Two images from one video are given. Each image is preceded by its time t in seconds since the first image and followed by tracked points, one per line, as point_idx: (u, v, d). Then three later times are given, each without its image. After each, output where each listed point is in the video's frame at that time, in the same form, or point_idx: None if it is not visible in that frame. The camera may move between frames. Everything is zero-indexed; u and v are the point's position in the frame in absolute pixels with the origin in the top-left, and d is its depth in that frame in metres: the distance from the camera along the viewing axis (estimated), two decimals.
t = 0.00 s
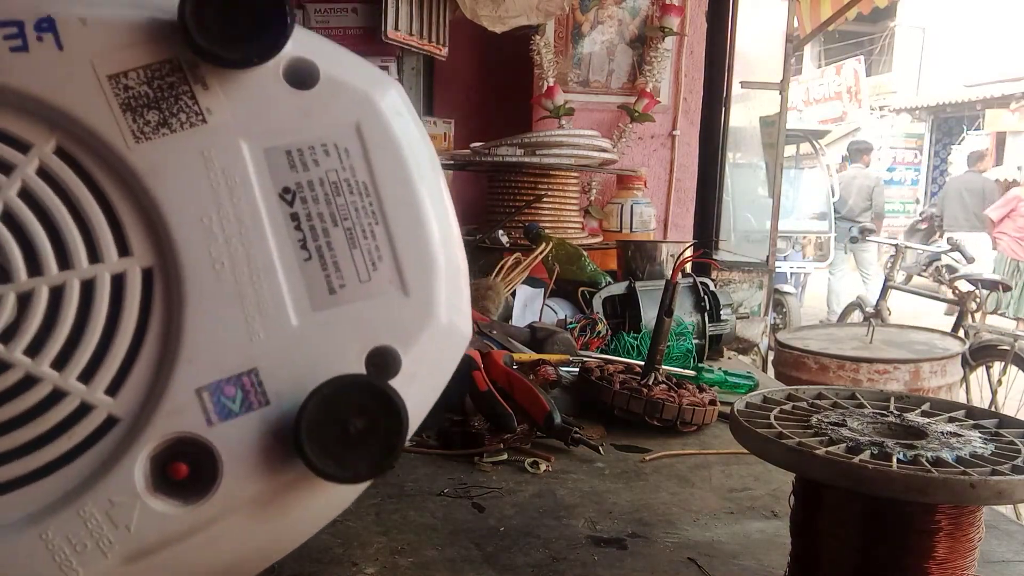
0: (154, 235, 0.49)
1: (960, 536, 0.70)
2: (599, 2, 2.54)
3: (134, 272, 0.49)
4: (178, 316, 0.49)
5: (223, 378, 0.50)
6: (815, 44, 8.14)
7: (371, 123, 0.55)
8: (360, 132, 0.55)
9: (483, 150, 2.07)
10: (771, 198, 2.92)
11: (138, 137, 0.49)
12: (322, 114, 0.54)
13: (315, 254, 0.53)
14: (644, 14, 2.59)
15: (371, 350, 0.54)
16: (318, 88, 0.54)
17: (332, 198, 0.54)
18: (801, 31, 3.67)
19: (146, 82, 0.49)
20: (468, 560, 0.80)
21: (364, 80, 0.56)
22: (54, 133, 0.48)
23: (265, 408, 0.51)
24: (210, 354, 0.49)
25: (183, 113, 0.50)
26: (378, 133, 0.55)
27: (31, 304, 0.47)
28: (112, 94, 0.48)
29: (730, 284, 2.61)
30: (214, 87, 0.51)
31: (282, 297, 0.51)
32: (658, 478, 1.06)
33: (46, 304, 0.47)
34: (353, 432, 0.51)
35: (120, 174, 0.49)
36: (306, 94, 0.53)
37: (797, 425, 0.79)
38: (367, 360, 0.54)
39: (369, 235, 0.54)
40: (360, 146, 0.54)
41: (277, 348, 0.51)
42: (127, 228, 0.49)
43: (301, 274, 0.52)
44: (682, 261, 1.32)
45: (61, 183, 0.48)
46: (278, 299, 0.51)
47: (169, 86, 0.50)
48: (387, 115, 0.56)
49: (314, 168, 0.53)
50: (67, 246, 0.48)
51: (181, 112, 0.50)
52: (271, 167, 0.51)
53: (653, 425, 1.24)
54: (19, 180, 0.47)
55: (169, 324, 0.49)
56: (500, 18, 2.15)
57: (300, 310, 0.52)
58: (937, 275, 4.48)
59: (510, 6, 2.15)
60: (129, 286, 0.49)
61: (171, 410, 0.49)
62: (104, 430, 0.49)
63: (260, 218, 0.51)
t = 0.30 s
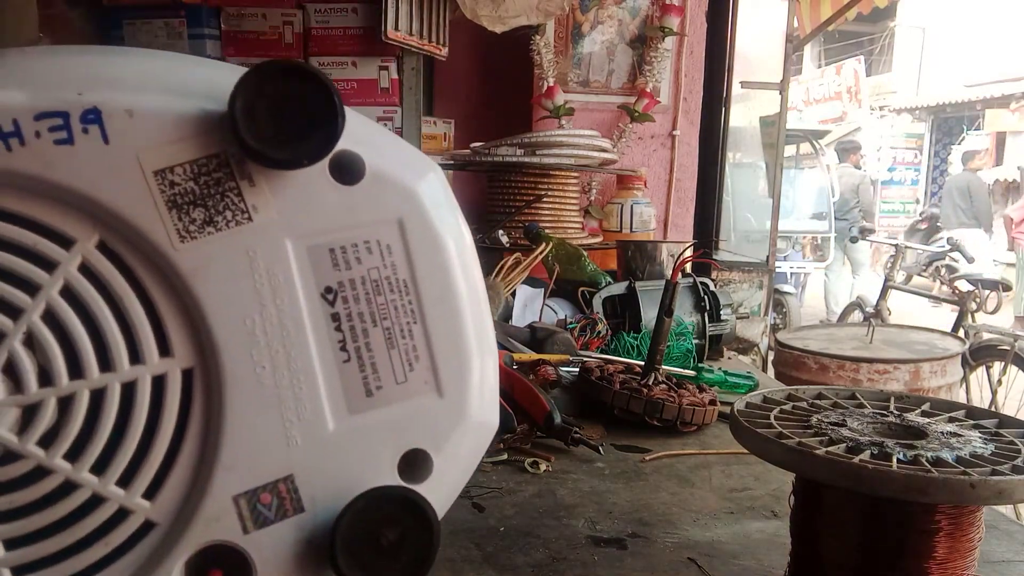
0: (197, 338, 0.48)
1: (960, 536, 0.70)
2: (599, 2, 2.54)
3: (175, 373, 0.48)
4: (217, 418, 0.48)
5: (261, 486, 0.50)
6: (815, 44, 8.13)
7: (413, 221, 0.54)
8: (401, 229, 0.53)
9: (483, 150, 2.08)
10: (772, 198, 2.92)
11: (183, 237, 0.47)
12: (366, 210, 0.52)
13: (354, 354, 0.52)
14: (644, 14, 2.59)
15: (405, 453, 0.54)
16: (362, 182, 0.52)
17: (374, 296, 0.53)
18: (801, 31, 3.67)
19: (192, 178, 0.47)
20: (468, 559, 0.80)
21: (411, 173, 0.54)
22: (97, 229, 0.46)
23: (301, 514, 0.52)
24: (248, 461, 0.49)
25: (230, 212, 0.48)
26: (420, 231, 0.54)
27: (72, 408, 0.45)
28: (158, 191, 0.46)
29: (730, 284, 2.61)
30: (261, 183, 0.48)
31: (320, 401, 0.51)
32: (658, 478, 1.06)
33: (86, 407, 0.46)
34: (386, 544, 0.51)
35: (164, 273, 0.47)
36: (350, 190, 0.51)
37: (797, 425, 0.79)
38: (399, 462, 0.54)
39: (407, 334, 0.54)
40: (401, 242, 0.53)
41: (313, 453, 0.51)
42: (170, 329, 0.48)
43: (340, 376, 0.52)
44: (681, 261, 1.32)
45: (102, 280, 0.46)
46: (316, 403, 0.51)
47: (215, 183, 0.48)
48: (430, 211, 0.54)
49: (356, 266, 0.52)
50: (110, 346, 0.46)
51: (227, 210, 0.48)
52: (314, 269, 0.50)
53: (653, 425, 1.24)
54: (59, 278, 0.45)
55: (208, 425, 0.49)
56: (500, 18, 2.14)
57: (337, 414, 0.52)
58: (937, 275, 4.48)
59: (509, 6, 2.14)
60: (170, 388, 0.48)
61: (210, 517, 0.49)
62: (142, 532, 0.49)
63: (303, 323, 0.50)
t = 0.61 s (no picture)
0: (202, 339, 0.48)
1: (960, 536, 0.70)
2: (599, 2, 2.54)
3: (179, 378, 0.48)
4: (227, 420, 0.49)
5: (276, 501, 0.50)
6: (815, 44, 8.12)
7: (434, 219, 0.54)
8: (422, 224, 0.54)
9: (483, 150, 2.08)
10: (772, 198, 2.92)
11: (188, 229, 0.47)
12: (384, 205, 0.53)
13: (374, 356, 0.53)
14: (644, 14, 2.59)
15: (429, 463, 0.55)
16: (380, 172, 0.52)
17: (393, 294, 0.53)
18: (801, 31, 3.67)
19: (196, 164, 0.47)
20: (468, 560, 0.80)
21: (431, 166, 0.54)
22: (94, 221, 0.46)
23: (319, 533, 0.52)
24: (260, 472, 0.50)
25: (238, 200, 0.48)
26: (439, 225, 0.54)
27: (72, 419, 0.46)
28: (160, 178, 0.46)
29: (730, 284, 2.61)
30: (270, 169, 0.49)
31: (339, 405, 0.51)
32: (658, 478, 1.06)
33: (85, 417, 0.46)
34: (411, 563, 0.51)
35: (168, 272, 0.47)
36: (366, 179, 0.52)
37: (797, 425, 0.79)
38: (422, 472, 0.55)
39: (428, 335, 0.55)
40: (422, 242, 0.54)
41: (331, 459, 0.51)
42: (173, 330, 0.48)
43: (359, 379, 0.52)
44: (681, 261, 1.32)
45: (100, 280, 0.47)
46: (334, 408, 0.51)
47: (221, 168, 0.48)
48: (451, 208, 0.55)
49: (375, 261, 0.52)
50: (109, 352, 0.47)
51: (234, 199, 0.48)
52: (331, 266, 0.51)
53: (653, 425, 1.24)
54: (53, 276, 0.45)
55: (217, 430, 0.49)
56: (500, 18, 2.15)
57: (356, 420, 0.52)
58: (937, 275, 4.47)
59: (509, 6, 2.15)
60: (174, 395, 0.48)
61: (219, 534, 0.49)
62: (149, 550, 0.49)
63: (319, 321, 0.50)
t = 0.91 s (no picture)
0: (239, 291, 0.44)
1: (960, 536, 0.70)
2: (599, 2, 2.54)
3: (214, 334, 0.44)
4: (264, 380, 0.44)
5: (314, 462, 0.45)
6: (815, 44, 8.12)
7: (472, 163, 0.49)
8: (459, 173, 0.48)
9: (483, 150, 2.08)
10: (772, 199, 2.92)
11: (223, 176, 0.43)
12: (422, 148, 0.47)
13: (410, 311, 0.47)
14: (644, 14, 2.59)
15: (473, 427, 0.49)
16: (417, 121, 0.47)
17: (431, 246, 0.48)
18: (801, 31, 3.67)
19: (231, 110, 0.43)
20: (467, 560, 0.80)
21: (467, 113, 0.49)
22: (125, 167, 0.42)
23: (360, 495, 0.46)
24: (296, 440, 0.44)
25: (273, 147, 0.44)
26: (477, 171, 0.49)
27: (98, 375, 0.41)
28: (192, 121, 0.42)
29: (730, 284, 2.61)
30: (306, 116, 0.44)
31: (377, 366, 0.46)
32: (658, 478, 1.06)
33: (114, 375, 0.42)
34: (457, 527, 0.45)
35: (199, 219, 0.43)
36: (405, 127, 0.46)
37: (797, 425, 0.79)
38: (465, 435, 0.49)
39: (468, 290, 0.49)
40: (460, 186, 0.48)
41: (370, 423, 0.46)
42: (209, 283, 0.43)
43: (396, 337, 0.46)
44: (681, 261, 1.32)
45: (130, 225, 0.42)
46: (372, 367, 0.46)
47: (257, 115, 0.44)
48: (487, 148, 0.49)
49: (412, 213, 0.47)
50: (141, 306, 0.42)
51: (270, 143, 0.44)
52: (365, 213, 0.45)
53: (653, 425, 1.24)
54: (81, 223, 0.41)
55: (254, 394, 0.44)
56: (500, 18, 2.15)
57: (395, 380, 0.46)
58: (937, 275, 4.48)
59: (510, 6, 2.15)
60: (210, 350, 0.44)
61: (258, 497, 0.44)
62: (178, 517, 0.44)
63: (352, 272, 0.45)
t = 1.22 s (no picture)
0: (331, 332, 0.51)
1: (960, 536, 0.70)
2: (599, 2, 2.54)
3: (310, 369, 0.51)
4: (354, 409, 0.52)
5: (399, 479, 0.53)
6: (815, 43, 8.12)
7: (527, 215, 0.57)
8: (516, 225, 0.57)
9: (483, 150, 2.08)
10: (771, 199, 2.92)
11: (319, 233, 0.50)
12: (485, 204, 0.55)
13: (478, 346, 0.55)
14: (644, 14, 2.59)
15: (526, 442, 0.58)
16: (480, 179, 0.55)
17: (493, 288, 0.56)
18: (801, 31, 3.66)
19: (325, 174, 0.50)
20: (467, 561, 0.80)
21: (521, 171, 0.57)
22: (230, 226, 0.49)
23: (435, 508, 0.55)
24: (382, 459, 0.53)
25: (360, 207, 0.51)
26: (533, 223, 0.57)
27: (213, 409, 0.48)
28: (294, 187, 0.49)
29: (730, 284, 2.61)
30: (389, 178, 0.52)
31: (450, 393, 0.54)
32: (658, 478, 1.06)
33: (227, 406, 0.49)
34: (520, 530, 0.54)
35: (300, 271, 0.50)
36: (470, 185, 0.54)
37: (797, 425, 0.79)
38: (521, 450, 0.58)
39: (525, 325, 0.57)
40: (517, 236, 0.57)
41: (444, 442, 0.54)
42: (305, 326, 0.51)
43: (465, 367, 0.55)
44: (682, 261, 1.32)
45: (237, 277, 0.49)
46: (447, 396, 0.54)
47: (347, 178, 0.51)
48: (539, 202, 0.58)
49: (477, 259, 0.55)
50: (246, 346, 0.49)
51: (358, 205, 0.51)
52: (440, 263, 0.53)
53: (653, 425, 1.24)
54: (196, 277, 0.48)
55: (344, 420, 0.52)
56: (500, 18, 2.15)
57: (465, 403, 0.55)
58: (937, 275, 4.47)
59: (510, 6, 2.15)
60: (306, 385, 0.51)
61: (353, 511, 0.52)
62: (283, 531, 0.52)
63: (433, 315, 0.53)
